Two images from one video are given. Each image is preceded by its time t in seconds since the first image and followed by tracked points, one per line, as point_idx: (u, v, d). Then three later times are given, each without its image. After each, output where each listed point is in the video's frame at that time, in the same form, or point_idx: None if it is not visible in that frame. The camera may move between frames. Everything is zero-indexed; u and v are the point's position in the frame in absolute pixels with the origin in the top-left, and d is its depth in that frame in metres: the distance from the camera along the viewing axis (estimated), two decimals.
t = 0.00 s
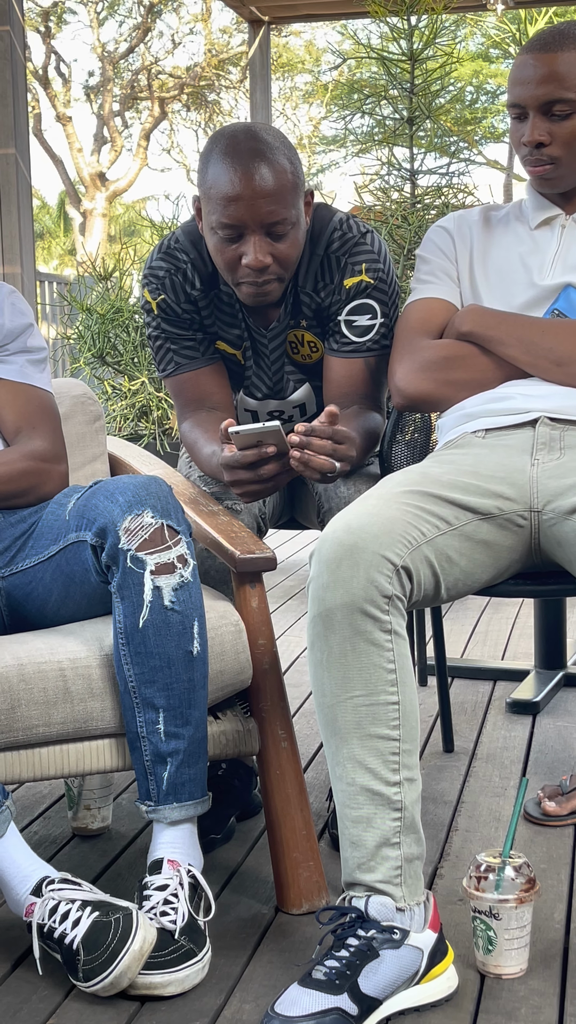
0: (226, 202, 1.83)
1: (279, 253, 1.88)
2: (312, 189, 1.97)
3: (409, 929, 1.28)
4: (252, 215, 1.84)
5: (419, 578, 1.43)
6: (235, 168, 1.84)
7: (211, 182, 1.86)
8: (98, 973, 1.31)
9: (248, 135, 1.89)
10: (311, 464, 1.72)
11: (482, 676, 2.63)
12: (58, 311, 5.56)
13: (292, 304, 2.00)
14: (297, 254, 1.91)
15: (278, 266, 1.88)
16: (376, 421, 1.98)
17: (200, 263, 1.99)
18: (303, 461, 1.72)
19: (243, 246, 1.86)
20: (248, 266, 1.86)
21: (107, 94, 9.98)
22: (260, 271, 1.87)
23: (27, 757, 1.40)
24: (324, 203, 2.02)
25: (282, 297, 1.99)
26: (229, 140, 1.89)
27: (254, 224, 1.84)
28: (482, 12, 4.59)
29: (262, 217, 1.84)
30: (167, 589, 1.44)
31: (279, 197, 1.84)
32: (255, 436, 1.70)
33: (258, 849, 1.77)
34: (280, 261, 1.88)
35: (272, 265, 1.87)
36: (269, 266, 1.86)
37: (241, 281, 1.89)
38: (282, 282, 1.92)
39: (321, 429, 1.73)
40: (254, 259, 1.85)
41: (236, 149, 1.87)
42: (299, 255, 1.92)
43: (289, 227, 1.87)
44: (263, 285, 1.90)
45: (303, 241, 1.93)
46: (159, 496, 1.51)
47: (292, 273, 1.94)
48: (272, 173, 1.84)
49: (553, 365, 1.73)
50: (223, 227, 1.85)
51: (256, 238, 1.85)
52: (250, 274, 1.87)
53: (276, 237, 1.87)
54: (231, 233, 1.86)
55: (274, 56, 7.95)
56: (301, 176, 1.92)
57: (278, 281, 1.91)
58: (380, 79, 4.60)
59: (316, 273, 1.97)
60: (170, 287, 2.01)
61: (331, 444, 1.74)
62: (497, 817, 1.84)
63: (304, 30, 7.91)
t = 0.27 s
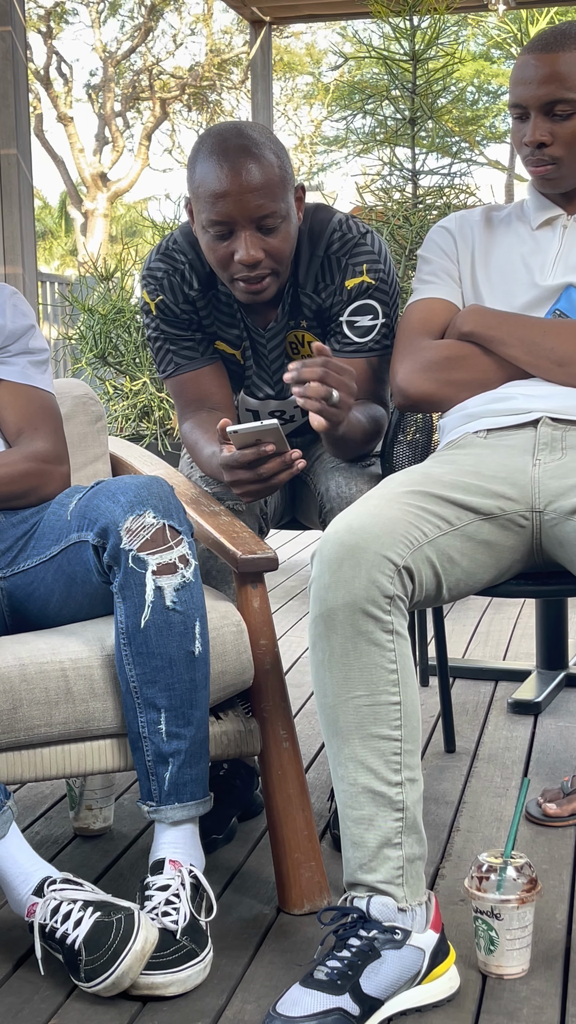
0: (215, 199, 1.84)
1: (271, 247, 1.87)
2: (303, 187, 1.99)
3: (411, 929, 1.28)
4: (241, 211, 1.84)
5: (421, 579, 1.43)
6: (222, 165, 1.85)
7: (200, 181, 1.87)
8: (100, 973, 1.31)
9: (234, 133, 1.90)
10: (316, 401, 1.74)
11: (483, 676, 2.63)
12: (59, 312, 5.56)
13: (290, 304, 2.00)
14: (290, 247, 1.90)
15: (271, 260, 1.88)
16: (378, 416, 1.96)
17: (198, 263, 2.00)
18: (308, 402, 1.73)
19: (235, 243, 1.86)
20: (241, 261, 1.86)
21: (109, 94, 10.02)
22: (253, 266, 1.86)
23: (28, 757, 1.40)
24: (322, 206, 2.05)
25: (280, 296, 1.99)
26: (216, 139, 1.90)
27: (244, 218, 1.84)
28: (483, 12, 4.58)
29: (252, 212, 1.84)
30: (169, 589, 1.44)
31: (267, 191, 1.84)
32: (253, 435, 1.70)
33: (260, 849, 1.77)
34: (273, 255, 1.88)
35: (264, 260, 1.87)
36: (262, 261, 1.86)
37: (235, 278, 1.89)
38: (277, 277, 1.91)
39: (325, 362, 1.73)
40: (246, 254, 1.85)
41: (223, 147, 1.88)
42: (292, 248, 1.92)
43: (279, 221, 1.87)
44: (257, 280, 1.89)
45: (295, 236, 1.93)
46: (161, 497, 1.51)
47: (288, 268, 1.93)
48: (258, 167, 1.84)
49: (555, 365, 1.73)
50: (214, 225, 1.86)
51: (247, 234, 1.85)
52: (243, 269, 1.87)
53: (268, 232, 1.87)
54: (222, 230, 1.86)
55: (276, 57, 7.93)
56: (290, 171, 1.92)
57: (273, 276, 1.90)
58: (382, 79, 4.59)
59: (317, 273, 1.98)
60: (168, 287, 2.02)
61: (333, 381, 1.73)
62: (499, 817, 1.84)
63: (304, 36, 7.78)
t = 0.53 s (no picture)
0: (213, 209, 1.83)
1: (270, 254, 1.87)
2: (299, 189, 1.98)
3: (412, 930, 1.28)
4: (239, 220, 1.83)
5: (422, 580, 1.43)
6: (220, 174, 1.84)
7: (198, 190, 1.86)
8: (101, 975, 1.31)
9: (232, 140, 1.89)
10: (256, 314, 1.79)
11: (485, 677, 2.63)
12: (61, 313, 5.55)
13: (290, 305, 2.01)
14: (290, 254, 1.90)
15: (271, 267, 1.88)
16: (377, 414, 1.98)
17: (197, 265, 2.00)
18: (246, 313, 1.79)
19: (234, 251, 1.86)
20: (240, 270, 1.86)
21: (110, 93, 9.96)
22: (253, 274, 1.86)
23: (30, 758, 1.40)
24: (322, 207, 2.05)
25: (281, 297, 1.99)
26: (213, 146, 1.89)
27: (242, 228, 1.84)
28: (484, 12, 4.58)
29: (250, 221, 1.83)
30: (170, 590, 1.44)
31: (265, 198, 1.83)
32: (252, 433, 1.69)
33: (262, 850, 1.77)
34: (273, 262, 1.88)
35: (264, 267, 1.87)
36: (262, 269, 1.86)
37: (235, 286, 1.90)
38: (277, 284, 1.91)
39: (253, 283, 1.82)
40: (246, 263, 1.85)
41: (220, 155, 1.87)
42: (292, 253, 1.91)
43: (278, 228, 1.86)
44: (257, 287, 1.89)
45: (295, 242, 1.93)
46: (162, 498, 1.51)
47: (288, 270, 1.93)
48: (256, 175, 1.83)
49: (556, 366, 1.73)
50: (212, 234, 1.85)
51: (246, 242, 1.85)
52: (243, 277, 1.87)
53: (267, 239, 1.87)
54: (221, 239, 1.86)
55: (277, 58, 7.91)
56: (287, 176, 1.91)
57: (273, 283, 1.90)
58: (383, 80, 4.59)
59: (318, 273, 1.98)
60: (168, 287, 2.02)
61: (263, 288, 1.81)
62: (500, 818, 1.84)
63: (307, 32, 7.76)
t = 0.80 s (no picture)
0: (216, 213, 1.83)
1: (274, 257, 1.88)
2: (302, 190, 1.98)
3: (414, 930, 1.28)
4: (242, 224, 1.83)
5: (424, 580, 1.43)
6: (223, 177, 1.84)
7: (200, 194, 1.86)
8: (103, 975, 1.31)
9: (234, 142, 1.88)
10: (255, 315, 1.79)
11: (487, 677, 2.63)
12: (62, 313, 5.55)
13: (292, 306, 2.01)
14: (293, 256, 1.90)
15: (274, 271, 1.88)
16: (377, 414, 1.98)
17: (199, 265, 2.01)
18: (247, 315, 1.79)
19: (238, 255, 1.86)
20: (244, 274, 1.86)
21: (112, 94, 10.01)
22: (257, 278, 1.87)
23: (32, 758, 1.40)
24: (325, 208, 2.06)
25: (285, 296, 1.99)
26: (215, 148, 1.89)
27: (246, 232, 1.84)
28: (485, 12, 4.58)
29: (254, 225, 1.83)
30: (172, 590, 1.44)
31: (269, 202, 1.83)
32: (255, 432, 1.70)
33: (263, 850, 1.77)
34: (276, 266, 1.88)
35: (268, 270, 1.87)
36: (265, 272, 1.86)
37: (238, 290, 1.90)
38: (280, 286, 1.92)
39: (253, 286, 1.83)
40: (249, 267, 1.85)
41: (223, 157, 1.87)
42: (294, 256, 1.92)
43: (281, 231, 1.86)
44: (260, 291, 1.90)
45: (297, 243, 1.93)
46: (164, 498, 1.51)
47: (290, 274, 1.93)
48: (259, 179, 1.83)
49: (558, 365, 1.73)
50: (216, 238, 1.85)
51: (250, 245, 1.85)
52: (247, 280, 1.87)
53: (270, 242, 1.87)
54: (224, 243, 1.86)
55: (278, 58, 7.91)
56: (290, 178, 1.91)
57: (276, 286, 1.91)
58: (384, 80, 4.59)
59: (320, 274, 1.99)
60: (170, 287, 2.02)
61: (262, 291, 1.82)
62: (502, 818, 1.84)
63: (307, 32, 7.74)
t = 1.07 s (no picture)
0: (219, 213, 1.83)
1: (277, 257, 1.88)
2: (306, 190, 1.98)
3: (415, 930, 1.28)
4: (246, 224, 1.83)
5: (424, 579, 1.43)
6: (227, 178, 1.83)
7: (204, 194, 1.86)
8: (104, 974, 1.31)
9: (237, 143, 1.88)
10: (255, 316, 1.80)
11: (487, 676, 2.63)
12: (63, 312, 5.56)
13: (294, 306, 2.01)
14: (295, 256, 1.91)
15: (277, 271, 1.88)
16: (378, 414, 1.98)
17: (201, 265, 2.00)
18: (247, 316, 1.80)
19: (241, 255, 1.86)
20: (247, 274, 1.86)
21: (112, 94, 9.97)
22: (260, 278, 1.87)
23: (33, 758, 1.40)
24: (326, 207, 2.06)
25: (287, 294, 1.98)
26: (218, 149, 1.88)
27: (249, 232, 1.84)
28: (486, 12, 4.58)
29: (258, 225, 1.83)
30: (173, 590, 1.44)
31: (272, 203, 1.83)
32: (257, 429, 1.70)
33: (264, 850, 1.77)
34: (279, 266, 1.88)
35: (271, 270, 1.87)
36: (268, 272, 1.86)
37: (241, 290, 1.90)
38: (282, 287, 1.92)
39: (254, 287, 1.82)
40: (252, 267, 1.85)
41: (226, 157, 1.86)
42: (297, 256, 1.92)
43: (284, 231, 1.86)
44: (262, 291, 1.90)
45: (300, 244, 1.93)
46: (164, 497, 1.51)
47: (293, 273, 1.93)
48: (263, 180, 1.83)
49: (559, 364, 1.73)
50: (219, 237, 1.85)
51: (253, 245, 1.85)
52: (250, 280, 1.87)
53: (273, 242, 1.87)
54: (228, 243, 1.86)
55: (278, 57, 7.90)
56: (293, 178, 1.91)
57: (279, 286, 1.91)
58: (385, 79, 4.59)
59: (321, 274, 1.98)
60: (172, 288, 2.02)
61: (262, 292, 1.81)
62: (503, 817, 1.84)
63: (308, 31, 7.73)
